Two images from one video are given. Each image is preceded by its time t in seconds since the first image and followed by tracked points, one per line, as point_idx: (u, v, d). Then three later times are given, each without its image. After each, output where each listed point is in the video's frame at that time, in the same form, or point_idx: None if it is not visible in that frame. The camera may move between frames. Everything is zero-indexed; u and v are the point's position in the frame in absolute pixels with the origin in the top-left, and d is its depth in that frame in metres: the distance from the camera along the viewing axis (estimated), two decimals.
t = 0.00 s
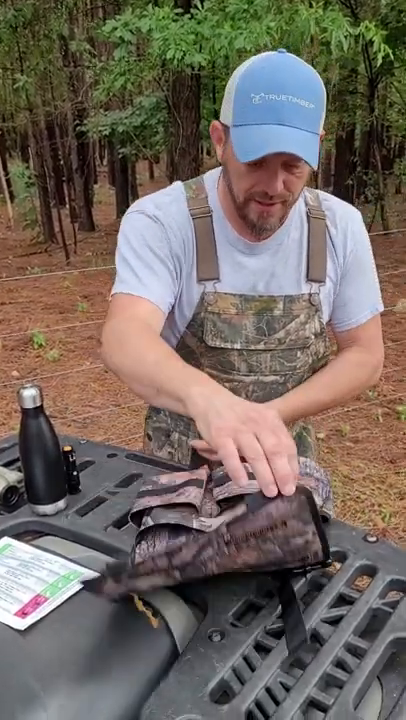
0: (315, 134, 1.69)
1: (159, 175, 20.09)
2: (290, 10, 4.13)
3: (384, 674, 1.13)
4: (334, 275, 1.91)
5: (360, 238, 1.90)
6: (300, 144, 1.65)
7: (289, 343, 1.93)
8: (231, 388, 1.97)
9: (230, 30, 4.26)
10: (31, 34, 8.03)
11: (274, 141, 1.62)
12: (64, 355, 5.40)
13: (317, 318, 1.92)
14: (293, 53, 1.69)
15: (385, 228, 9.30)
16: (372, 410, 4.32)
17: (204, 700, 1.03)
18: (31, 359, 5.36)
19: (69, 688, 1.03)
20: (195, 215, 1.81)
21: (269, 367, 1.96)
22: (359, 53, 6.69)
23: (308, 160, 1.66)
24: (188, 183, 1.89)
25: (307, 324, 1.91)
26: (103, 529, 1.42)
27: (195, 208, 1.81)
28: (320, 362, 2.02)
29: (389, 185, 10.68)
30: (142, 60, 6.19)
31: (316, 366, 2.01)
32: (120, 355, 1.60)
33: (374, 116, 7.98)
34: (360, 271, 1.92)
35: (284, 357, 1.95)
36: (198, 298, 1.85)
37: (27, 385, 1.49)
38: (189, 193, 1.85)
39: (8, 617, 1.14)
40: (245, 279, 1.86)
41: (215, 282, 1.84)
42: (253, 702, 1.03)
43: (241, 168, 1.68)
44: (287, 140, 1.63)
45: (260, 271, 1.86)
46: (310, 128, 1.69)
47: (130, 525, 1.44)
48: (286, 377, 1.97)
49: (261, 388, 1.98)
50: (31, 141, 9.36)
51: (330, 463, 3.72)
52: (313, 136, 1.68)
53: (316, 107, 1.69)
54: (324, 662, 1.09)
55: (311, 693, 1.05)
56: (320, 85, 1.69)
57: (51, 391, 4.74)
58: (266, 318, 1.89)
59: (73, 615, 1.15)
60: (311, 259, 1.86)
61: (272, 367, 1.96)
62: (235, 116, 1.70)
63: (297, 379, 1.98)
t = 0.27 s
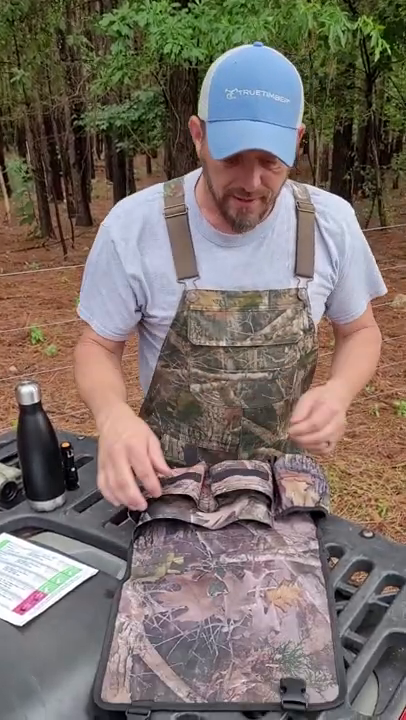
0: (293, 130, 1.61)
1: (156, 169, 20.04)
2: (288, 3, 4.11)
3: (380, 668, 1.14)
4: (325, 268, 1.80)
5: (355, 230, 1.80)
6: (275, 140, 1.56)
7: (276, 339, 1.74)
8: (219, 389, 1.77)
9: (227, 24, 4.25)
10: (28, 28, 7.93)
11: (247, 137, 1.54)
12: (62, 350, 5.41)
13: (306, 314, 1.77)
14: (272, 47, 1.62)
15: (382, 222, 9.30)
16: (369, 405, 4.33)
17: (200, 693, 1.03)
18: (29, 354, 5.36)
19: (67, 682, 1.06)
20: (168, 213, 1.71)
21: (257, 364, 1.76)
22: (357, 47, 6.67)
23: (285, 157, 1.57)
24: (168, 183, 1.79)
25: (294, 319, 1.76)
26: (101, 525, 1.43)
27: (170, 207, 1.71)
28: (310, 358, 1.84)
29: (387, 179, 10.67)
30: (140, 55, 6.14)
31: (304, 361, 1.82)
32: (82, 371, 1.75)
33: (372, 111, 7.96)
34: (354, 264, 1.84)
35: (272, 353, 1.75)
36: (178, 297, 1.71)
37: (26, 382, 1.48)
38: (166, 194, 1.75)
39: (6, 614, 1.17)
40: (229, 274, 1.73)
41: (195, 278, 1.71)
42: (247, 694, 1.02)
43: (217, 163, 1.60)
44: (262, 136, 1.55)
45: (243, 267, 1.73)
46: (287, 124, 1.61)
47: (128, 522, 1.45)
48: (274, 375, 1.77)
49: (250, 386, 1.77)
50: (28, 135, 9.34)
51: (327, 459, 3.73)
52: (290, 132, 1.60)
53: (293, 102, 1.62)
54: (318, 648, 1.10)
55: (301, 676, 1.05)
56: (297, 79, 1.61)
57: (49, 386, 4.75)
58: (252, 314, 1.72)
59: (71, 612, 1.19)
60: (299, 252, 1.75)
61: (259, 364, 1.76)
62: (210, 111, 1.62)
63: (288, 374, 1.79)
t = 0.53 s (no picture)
0: (267, 115, 1.62)
1: (156, 164, 20.00)
2: None
3: (380, 662, 1.15)
4: (311, 259, 1.75)
5: (344, 221, 1.74)
6: (251, 127, 1.58)
7: (262, 331, 1.74)
8: (209, 382, 1.77)
9: (227, 20, 4.24)
10: (27, 22, 7.94)
11: (220, 125, 1.57)
12: (61, 346, 5.41)
13: (292, 305, 1.74)
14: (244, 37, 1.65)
15: (381, 217, 9.30)
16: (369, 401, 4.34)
17: (201, 687, 1.04)
18: (28, 349, 5.37)
19: (68, 678, 1.07)
20: (155, 210, 1.76)
21: (244, 358, 1.75)
22: (356, 43, 6.65)
23: (261, 144, 1.59)
24: (158, 183, 1.85)
25: (280, 312, 1.74)
26: (101, 520, 1.44)
27: (158, 205, 1.76)
28: (301, 352, 1.81)
29: (386, 175, 10.66)
30: (139, 50, 6.13)
31: (293, 354, 1.79)
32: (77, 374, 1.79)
33: (372, 106, 7.95)
34: (346, 254, 1.74)
35: (260, 346, 1.75)
36: (165, 289, 1.74)
37: (25, 377, 1.49)
38: (155, 194, 1.80)
39: (7, 608, 1.18)
40: (215, 267, 1.74)
41: (181, 271, 1.74)
42: (248, 687, 1.03)
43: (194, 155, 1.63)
44: (237, 124, 1.57)
45: (228, 260, 1.75)
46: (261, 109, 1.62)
47: (128, 517, 1.46)
48: (263, 367, 1.76)
49: (240, 380, 1.76)
50: (27, 131, 9.31)
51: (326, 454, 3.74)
52: (264, 118, 1.61)
53: (266, 89, 1.63)
54: (318, 641, 1.10)
55: (300, 669, 1.05)
56: (269, 67, 1.63)
57: (49, 381, 4.76)
58: (237, 307, 1.73)
59: (71, 607, 1.19)
60: (283, 243, 1.73)
61: (247, 357, 1.75)
62: (185, 103, 1.64)
63: (277, 367, 1.77)
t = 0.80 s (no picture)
0: (258, 107, 1.62)
1: (156, 159, 19.96)
2: None
3: (380, 654, 1.16)
4: (307, 251, 1.72)
5: (341, 211, 1.70)
6: (240, 117, 1.57)
7: (259, 326, 1.74)
8: (205, 376, 1.77)
9: (227, 15, 4.22)
10: (27, 17, 7.90)
11: (209, 117, 1.57)
12: (62, 341, 5.41)
13: (288, 300, 1.73)
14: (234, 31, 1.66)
15: (381, 212, 9.29)
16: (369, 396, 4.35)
17: (204, 675, 1.05)
18: (29, 344, 5.37)
19: (70, 669, 1.08)
20: (155, 205, 1.77)
21: (240, 351, 1.76)
22: (357, 37, 6.63)
23: (250, 134, 1.59)
24: (160, 179, 1.86)
25: (276, 306, 1.73)
26: (102, 513, 1.45)
27: (159, 200, 1.77)
28: (299, 346, 1.80)
29: (386, 170, 10.64)
30: (139, 45, 6.12)
31: (291, 351, 1.79)
32: (75, 370, 1.74)
33: (373, 101, 7.93)
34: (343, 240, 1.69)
35: (256, 340, 1.75)
36: (163, 282, 1.75)
37: (27, 373, 1.50)
38: (157, 189, 1.81)
39: (10, 601, 1.19)
40: (213, 261, 1.75)
41: (179, 265, 1.74)
42: (251, 674, 1.04)
43: (188, 147, 1.64)
44: (225, 113, 1.56)
45: (225, 254, 1.75)
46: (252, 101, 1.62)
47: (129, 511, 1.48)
48: (260, 362, 1.76)
49: (236, 374, 1.77)
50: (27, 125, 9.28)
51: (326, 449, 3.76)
52: (256, 110, 1.61)
53: (257, 82, 1.63)
54: (318, 628, 1.11)
55: (302, 655, 1.07)
56: (259, 58, 1.64)
57: (49, 376, 4.77)
58: (233, 301, 1.74)
59: (72, 600, 1.20)
60: (279, 236, 1.73)
61: (243, 352, 1.76)
62: (176, 97, 1.65)
63: (274, 363, 1.77)
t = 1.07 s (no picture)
0: (257, 100, 1.62)
1: (157, 158, 19.95)
2: None
3: (381, 652, 1.16)
4: (308, 249, 1.72)
5: (343, 211, 1.69)
6: (236, 107, 1.58)
7: (258, 325, 1.72)
8: (205, 373, 1.77)
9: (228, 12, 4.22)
10: (27, 15, 7.91)
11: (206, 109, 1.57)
12: (63, 339, 5.41)
13: (288, 299, 1.72)
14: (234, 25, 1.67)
15: (382, 211, 9.28)
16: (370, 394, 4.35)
17: (207, 669, 1.05)
18: (30, 343, 5.37)
19: (73, 666, 1.08)
20: (156, 204, 1.77)
21: (240, 350, 1.75)
22: (358, 35, 6.62)
23: (247, 125, 1.59)
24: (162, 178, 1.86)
25: (276, 305, 1.72)
26: (104, 511, 1.45)
27: (160, 198, 1.77)
28: (300, 345, 1.79)
29: (388, 168, 10.63)
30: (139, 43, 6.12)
31: (291, 350, 1.77)
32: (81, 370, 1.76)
33: (373, 99, 7.92)
34: (344, 239, 1.69)
35: (256, 339, 1.74)
36: (163, 279, 1.75)
37: (29, 371, 1.50)
38: (158, 187, 1.81)
39: (11, 598, 1.19)
40: (213, 259, 1.75)
41: (179, 262, 1.74)
42: (253, 668, 1.04)
43: (188, 141, 1.65)
44: (221, 103, 1.57)
45: (225, 252, 1.75)
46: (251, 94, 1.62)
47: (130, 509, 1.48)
48: (259, 361, 1.75)
49: (235, 373, 1.76)
50: (28, 124, 9.28)
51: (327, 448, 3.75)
52: (254, 103, 1.61)
53: (256, 75, 1.64)
54: (319, 623, 1.12)
55: (303, 648, 1.07)
56: (257, 52, 1.64)
57: (50, 375, 4.76)
58: (233, 299, 1.73)
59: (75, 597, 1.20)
60: (279, 234, 1.73)
61: (243, 350, 1.75)
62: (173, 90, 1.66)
63: (274, 362, 1.76)
